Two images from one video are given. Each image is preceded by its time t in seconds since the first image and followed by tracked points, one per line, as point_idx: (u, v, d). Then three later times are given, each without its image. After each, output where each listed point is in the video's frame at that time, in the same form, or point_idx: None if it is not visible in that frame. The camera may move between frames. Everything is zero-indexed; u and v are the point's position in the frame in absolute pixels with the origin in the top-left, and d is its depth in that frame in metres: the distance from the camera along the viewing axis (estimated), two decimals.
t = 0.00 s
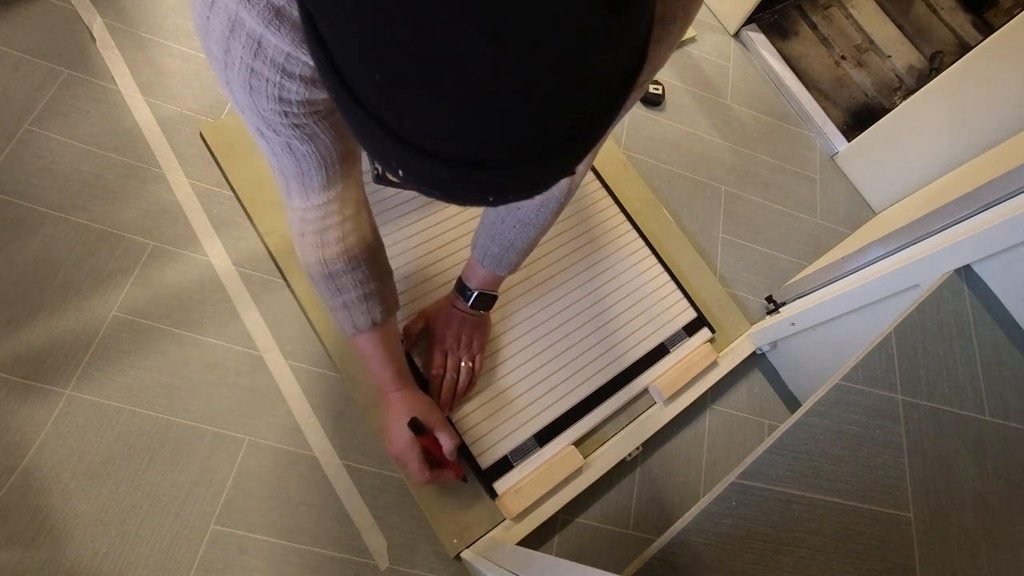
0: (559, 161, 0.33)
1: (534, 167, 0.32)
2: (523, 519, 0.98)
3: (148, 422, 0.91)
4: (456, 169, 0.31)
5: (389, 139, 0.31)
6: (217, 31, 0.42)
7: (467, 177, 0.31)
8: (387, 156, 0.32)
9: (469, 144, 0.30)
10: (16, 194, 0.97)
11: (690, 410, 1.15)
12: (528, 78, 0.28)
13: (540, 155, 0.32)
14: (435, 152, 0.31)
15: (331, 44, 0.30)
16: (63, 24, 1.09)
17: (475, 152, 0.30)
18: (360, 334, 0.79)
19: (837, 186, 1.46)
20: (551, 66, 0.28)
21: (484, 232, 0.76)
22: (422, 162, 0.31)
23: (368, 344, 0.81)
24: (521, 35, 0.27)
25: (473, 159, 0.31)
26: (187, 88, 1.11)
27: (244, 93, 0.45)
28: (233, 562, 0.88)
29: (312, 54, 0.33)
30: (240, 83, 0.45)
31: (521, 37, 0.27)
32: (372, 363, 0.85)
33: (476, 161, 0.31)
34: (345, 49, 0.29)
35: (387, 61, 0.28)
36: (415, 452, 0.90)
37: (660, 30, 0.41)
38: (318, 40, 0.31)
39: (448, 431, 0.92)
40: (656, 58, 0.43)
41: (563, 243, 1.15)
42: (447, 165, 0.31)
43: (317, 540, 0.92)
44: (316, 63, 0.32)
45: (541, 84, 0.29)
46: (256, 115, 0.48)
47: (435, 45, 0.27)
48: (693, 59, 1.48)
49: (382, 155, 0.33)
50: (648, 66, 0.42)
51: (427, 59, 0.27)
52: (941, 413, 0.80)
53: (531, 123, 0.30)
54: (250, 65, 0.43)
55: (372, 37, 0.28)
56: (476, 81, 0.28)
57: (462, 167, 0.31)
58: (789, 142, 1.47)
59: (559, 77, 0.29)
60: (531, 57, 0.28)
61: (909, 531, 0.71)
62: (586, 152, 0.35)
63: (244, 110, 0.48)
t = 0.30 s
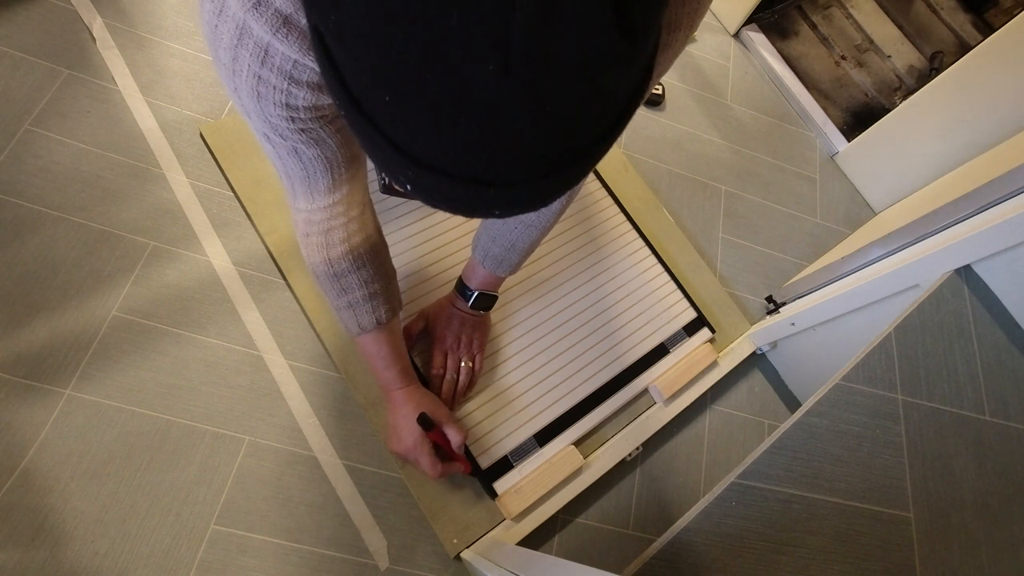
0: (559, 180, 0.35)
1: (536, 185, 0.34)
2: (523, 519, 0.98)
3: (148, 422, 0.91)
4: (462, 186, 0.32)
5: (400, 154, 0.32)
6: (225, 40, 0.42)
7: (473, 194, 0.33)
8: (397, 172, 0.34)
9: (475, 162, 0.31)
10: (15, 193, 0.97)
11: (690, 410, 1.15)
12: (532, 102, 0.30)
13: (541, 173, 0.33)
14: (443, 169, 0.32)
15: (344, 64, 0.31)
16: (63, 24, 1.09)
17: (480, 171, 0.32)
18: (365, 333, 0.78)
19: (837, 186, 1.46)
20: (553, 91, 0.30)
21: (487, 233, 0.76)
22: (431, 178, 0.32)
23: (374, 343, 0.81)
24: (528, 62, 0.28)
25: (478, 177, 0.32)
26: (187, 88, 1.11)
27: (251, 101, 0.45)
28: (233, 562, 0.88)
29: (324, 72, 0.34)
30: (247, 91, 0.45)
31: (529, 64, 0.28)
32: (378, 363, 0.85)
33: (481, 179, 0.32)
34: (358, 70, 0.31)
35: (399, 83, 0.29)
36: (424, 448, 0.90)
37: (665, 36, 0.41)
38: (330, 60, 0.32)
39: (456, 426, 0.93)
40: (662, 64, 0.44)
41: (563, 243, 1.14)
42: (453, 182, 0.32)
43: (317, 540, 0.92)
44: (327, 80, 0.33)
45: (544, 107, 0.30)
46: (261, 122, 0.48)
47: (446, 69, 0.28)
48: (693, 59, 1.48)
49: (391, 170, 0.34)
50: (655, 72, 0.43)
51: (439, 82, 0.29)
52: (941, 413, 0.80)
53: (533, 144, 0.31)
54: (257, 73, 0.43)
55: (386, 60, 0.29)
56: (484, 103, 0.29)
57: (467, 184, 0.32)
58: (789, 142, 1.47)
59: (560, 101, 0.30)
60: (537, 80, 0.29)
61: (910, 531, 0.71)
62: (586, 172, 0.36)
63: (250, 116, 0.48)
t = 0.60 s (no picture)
0: (559, 181, 0.35)
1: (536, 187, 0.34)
2: (523, 519, 0.98)
3: (148, 422, 0.91)
4: (462, 188, 0.32)
5: (400, 156, 0.32)
6: (229, 40, 0.42)
7: (474, 195, 0.33)
8: (398, 173, 0.34)
9: (476, 164, 0.31)
10: (15, 193, 0.97)
11: (690, 410, 1.15)
12: (533, 105, 0.30)
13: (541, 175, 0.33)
14: (444, 171, 0.32)
15: (345, 67, 0.31)
16: (63, 24, 1.09)
17: (481, 173, 0.32)
18: (366, 333, 0.79)
19: (837, 186, 1.46)
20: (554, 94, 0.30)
21: (487, 233, 0.76)
22: (431, 180, 0.33)
23: (374, 343, 0.80)
24: (529, 65, 0.29)
25: (478, 179, 0.32)
26: (187, 88, 1.11)
27: (254, 100, 0.45)
28: (232, 563, 0.88)
29: (325, 75, 0.34)
30: (251, 91, 0.45)
31: (529, 67, 0.29)
32: (377, 361, 0.85)
33: (481, 181, 0.32)
34: (359, 73, 0.31)
35: (400, 86, 0.29)
36: (416, 453, 0.90)
37: (665, 36, 0.41)
38: (331, 63, 0.32)
39: (449, 434, 0.92)
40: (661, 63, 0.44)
41: (563, 244, 1.14)
42: (454, 184, 0.32)
43: (317, 540, 0.92)
44: (327, 82, 0.33)
45: (545, 110, 0.30)
46: (264, 122, 0.47)
47: (448, 72, 0.28)
48: (693, 59, 1.48)
49: (392, 171, 0.34)
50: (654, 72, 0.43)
51: (440, 85, 0.29)
52: (941, 413, 0.80)
53: (533, 146, 0.32)
54: (260, 73, 0.43)
55: (387, 63, 0.29)
56: (485, 106, 0.29)
57: (468, 186, 0.32)
58: (789, 142, 1.47)
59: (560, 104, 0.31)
60: (537, 82, 0.29)
61: (910, 531, 0.71)
62: (585, 174, 0.36)
63: (253, 116, 0.48)
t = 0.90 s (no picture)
0: (559, 181, 0.35)
1: (537, 187, 0.34)
2: (523, 519, 0.98)
3: (148, 422, 0.91)
4: (464, 188, 0.32)
5: (401, 155, 0.32)
6: (229, 40, 0.42)
7: (475, 195, 0.33)
8: (399, 172, 0.34)
9: (476, 164, 0.31)
10: (15, 193, 0.97)
11: (690, 410, 1.15)
12: (533, 106, 0.30)
13: (541, 176, 0.33)
14: (446, 170, 0.32)
15: (347, 65, 0.31)
16: (63, 24, 1.09)
17: (482, 172, 0.32)
18: (365, 333, 0.78)
19: (837, 185, 1.46)
20: (554, 95, 0.30)
21: (487, 232, 0.76)
22: (432, 179, 0.32)
23: (373, 343, 0.80)
24: (530, 66, 0.29)
25: (479, 178, 0.32)
26: (187, 88, 1.11)
27: (253, 100, 0.45)
28: (232, 563, 0.88)
29: (326, 74, 0.34)
30: (250, 91, 0.44)
31: (530, 68, 0.29)
32: (377, 362, 0.85)
33: (482, 181, 0.32)
34: (361, 71, 0.30)
35: (402, 85, 0.29)
36: (423, 451, 0.90)
37: (665, 35, 0.41)
38: (333, 61, 0.32)
39: (456, 427, 0.93)
40: (662, 62, 0.44)
41: (563, 244, 1.14)
42: (456, 184, 0.32)
43: (317, 540, 0.92)
44: (329, 81, 0.33)
45: (545, 110, 0.30)
46: (263, 122, 0.47)
47: (449, 71, 0.28)
48: (693, 59, 1.48)
49: (393, 171, 0.34)
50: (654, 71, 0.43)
51: (442, 84, 0.29)
52: (941, 413, 0.80)
53: (534, 147, 0.32)
54: (260, 72, 0.43)
55: (390, 63, 0.29)
56: (486, 105, 0.29)
57: (469, 186, 0.32)
58: (789, 142, 1.47)
59: (561, 105, 0.31)
60: (538, 81, 0.29)
61: (910, 531, 0.71)
62: (585, 174, 0.36)
63: (252, 115, 0.48)
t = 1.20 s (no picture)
0: (560, 181, 0.35)
1: (537, 187, 0.34)
2: (523, 519, 0.98)
3: (148, 422, 0.91)
4: (464, 188, 0.32)
5: (402, 155, 0.32)
6: (230, 40, 0.42)
7: (475, 195, 0.33)
8: (400, 173, 0.34)
9: (477, 164, 0.31)
10: (15, 193, 0.97)
11: (690, 410, 1.15)
12: (533, 107, 0.30)
13: (541, 176, 0.33)
14: (446, 171, 0.32)
15: (348, 68, 0.31)
16: (63, 24, 1.09)
17: (482, 173, 0.32)
18: (366, 333, 0.78)
19: (838, 186, 1.46)
20: (554, 96, 0.30)
21: (487, 232, 0.76)
22: (432, 180, 0.32)
23: (374, 343, 0.80)
24: (531, 67, 0.29)
25: (479, 179, 0.32)
26: (187, 88, 1.11)
27: (255, 100, 0.45)
28: (232, 563, 0.88)
29: (326, 75, 0.34)
30: (252, 91, 0.44)
31: (531, 69, 0.29)
32: (378, 362, 0.85)
33: (483, 182, 0.32)
34: (362, 73, 0.31)
35: (403, 87, 0.29)
36: (424, 451, 0.90)
37: (665, 34, 0.41)
38: (334, 64, 0.32)
39: (456, 428, 0.93)
40: (661, 61, 0.44)
41: (563, 244, 1.14)
42: (456, 185, 0.32)
43: (317, 540, 0.92)
44: (330, 83, 0.33)
45: (545, 111, 0.30)
46: (264, 122, 0.47)
47: (449, 73, 0.28)
48: (693, 59, 1.48)
49: (394, 172, 0.34)
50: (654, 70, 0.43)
51: (442, 85, 0.29)
52: (941, 413, 0.80)
53: (534, 148, 0.32)
54: (262, 73, 0.43)
55: (390, 64, 0.29)
56: (487, 107, 0.29)
57: (469, 187, 0.32)
58: (789, 142, 1.47)
59: (561, 106, 0.31)
60: (537, 83, 0.29)
61: (910, 531, 0.71)
62: (585, 174, 0.36)
63: (253, 116, 0.48)
